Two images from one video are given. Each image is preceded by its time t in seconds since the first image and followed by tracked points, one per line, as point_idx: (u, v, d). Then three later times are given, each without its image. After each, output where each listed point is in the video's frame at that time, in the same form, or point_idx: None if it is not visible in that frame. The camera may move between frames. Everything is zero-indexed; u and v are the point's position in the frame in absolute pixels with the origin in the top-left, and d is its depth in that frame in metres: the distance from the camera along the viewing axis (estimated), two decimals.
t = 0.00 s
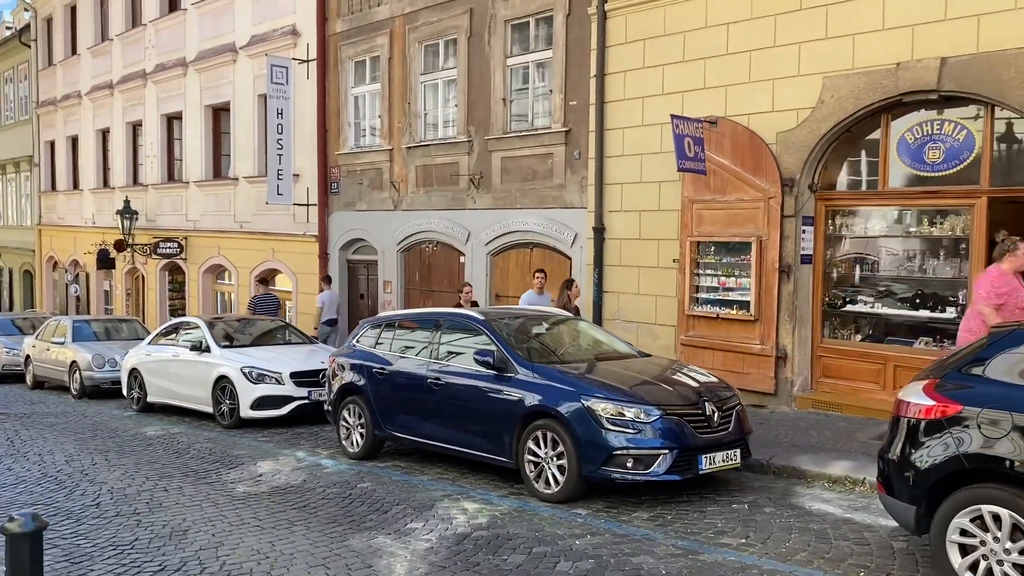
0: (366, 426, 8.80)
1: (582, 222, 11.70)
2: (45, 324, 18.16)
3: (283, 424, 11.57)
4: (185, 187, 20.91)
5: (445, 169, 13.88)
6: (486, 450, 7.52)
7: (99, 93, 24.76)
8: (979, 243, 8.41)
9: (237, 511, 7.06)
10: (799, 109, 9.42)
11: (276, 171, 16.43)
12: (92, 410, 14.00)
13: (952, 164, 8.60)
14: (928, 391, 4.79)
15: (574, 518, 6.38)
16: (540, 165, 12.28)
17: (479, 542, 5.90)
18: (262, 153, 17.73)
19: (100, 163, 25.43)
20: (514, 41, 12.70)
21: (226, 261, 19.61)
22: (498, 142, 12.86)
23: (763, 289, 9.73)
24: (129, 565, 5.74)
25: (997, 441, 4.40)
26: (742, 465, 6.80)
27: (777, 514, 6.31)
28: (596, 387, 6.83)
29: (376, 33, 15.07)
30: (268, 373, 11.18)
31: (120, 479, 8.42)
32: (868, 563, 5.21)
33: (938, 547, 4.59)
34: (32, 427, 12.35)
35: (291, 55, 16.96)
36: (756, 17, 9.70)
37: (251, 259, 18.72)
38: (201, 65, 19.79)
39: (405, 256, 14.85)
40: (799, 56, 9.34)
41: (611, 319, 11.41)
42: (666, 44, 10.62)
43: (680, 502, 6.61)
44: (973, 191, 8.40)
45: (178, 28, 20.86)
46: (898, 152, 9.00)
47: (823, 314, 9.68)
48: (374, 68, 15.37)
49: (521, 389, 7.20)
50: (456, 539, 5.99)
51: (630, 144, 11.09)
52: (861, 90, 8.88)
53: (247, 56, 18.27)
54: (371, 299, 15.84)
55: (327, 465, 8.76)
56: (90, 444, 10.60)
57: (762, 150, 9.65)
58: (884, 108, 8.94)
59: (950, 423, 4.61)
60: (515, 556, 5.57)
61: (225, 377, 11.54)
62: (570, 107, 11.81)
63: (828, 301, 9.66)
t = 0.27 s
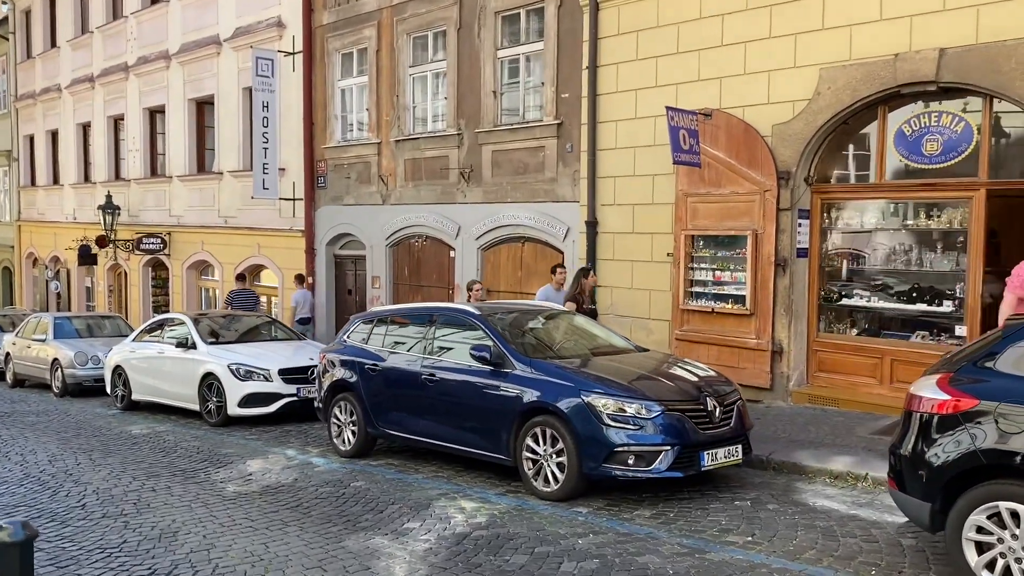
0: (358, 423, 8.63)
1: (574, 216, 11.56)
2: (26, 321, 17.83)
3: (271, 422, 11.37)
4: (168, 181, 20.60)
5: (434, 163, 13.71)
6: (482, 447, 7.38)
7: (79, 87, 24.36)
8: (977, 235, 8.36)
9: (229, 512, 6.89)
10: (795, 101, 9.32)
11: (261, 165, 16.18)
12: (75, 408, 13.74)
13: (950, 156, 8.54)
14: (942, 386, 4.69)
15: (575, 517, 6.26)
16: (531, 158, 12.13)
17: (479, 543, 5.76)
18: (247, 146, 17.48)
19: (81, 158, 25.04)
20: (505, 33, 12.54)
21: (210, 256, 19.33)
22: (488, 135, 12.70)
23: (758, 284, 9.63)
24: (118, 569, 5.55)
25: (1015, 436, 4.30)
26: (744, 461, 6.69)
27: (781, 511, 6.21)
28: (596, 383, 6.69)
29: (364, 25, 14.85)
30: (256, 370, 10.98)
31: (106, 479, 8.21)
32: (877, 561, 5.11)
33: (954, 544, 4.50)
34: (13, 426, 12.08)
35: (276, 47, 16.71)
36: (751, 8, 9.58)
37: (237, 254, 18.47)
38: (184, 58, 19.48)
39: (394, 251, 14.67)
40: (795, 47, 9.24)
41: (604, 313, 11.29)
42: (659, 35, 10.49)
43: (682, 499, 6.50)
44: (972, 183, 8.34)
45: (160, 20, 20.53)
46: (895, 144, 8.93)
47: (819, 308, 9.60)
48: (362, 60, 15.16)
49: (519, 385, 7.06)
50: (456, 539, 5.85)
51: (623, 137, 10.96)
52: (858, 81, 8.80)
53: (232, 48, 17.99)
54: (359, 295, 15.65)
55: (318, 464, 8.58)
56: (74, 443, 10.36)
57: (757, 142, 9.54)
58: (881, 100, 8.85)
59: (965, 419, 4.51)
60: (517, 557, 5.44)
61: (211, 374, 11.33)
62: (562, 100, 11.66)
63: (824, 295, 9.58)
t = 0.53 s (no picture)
0: (352, 421, 8.45)
1: (569, 210, 11.41)
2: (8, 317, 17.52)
3: (262, 420, 11.17)
4: (154, 175, 20.30)
5: (425, 156, 13.53)
6: (481, 445, 7.22)
7: (62, 79, 23.98)
8: (979, 229, 8.27)
9: (221, 513, 6.70)
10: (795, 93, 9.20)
11: (249, 159, 15.93)
12: (59, 406, 13.48)
13: (951, 148, 8.45)
14: (961, 382, 4.57)
15: (578, 517, 6.11)
16: (525, 152, 11.97)
17: (481, 544, 5.61)
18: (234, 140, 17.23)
19: (64, 152, 24.66)
20: (498, 24, 12.36)
21: (197, 251, 19.06)
22: (481, 128, 12.52)
23: (757, 278, 9.51)
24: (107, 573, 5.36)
25: None
26: (749, 459, 6.57)
27: (788, 510, 6.09)
28: (598, 380, 6.54)
29: (353, 16, 14.64)
30: (246, 367, 10.78)
31: (93, 480, 8.00)
32: (890, 561, 5.00)
33: (975, 544, 4.38)
34: None
35: (264, 38, 16.46)
36: None
37: (224, 249, 18.21)
38: (169, 50, 19.18)
39: (385, 246, 14.48)
40: (795, 38, 9.12)
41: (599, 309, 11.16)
42: (656, 26, 10.35)
43: (686, 498, 6.36)
44: (974, 176, 8.25)
45: (145, 12, 20.20)
46: (896, 136, 8.82)
47: (818, 302, 9.50)
48: (351, 51, 14.94)
49: (519, 382, 6.90)
50: (457, 541, 5.69)
51: (619, 130, 10.82)
52: (859, 73, 8.69)
53: (218, 40, 17.71)
54: (348, 290, 15.44)
55: (311, 463, 8.40)
56: (59, 442, 10.13)
57: (756, 135, 9.42)
58: (882, 91, 8.74)
59: (986, 417, 4.39)
60: (521, 559, 5.28)
61: (200, 371, 11.11)
62: (556, 92, 11.50)
63: (823, 289, 9.48)
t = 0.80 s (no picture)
0: (347, 423, 8.27)
1: (565, 207, 11.26)
2: None
3: (253, 421, 10.97)
4: (140, 173, 20.01)
5: (418, 153, 13.35)
6: (481, 447, 7.06)
7: (46, 75, 23.62)
8: (982, 226, 8.18)
9: (214, 518, 6.52)
10: (796, 89, 9.08)
11: (238, 156, 15.69)
12: (45, 408, 13.22)
13: (955, 144, 8.34)
14: (982, 382, 4.43)
15: (582, 520, 5.96)
16: (520, 148, 11.81)
17: (485, 550, 5.44)
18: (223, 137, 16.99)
19: (48, 149, 24.30)
20: (492, 18, 12.19)
21: (184, 250, 18.80)
22: (475, 124, 12.35)
23: (758, 276, 9.38)
24: None
25: None
26: (755, 460, 6.43)
27: (797, 512, 5.96)
28: (602, 380, 6.39)
29: (344, 11, 14.43)
30: (237, 367, 10.56)
31: (81, 484, 7.79)
32: (905, 565, 4.88)
33: (998, 549, 4.24)
34: None
35: (253, 33, 16.22)
36: None
37: (212, 247, 17.96)
38: (156, 45, 18.89)
39: (377, 243, 14.28)
40: (796, 33, 9.00)
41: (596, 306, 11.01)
42: (654, 20, 10.20)
43: (692, 501, 6.22)
44: (978, 172, 8.15)
45: (131, 7, 19.90)
46: (898, 132, 8.71)
47: (819, 300, 9.38)
48: (342, 47, 14.73)
49: (520, 382, 6.74)
50: (459, 546, 5.53)
51: (616, 125, 10.68)
52: (861, 68, 8.58)
53: (206, 35, 17.45)
54: (340, 289, 15.23)
55: (306, 465, 8.21)
56: (45, 445, 9.89)
57: (757, 131, 9.29)
58: (885, 86, 8.63)
59: (1009, 418, 4.26)
60: (527, 565, 5.12)
61: (190, 372, 10.89)
62: (552, 87, 11.35)
63: (824, 287, 9.37)
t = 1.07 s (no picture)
0: (344, 426, 8.11)
1: (563, 206, 11.13)
2: None
3: (247, 424, 10.79)
4: (130, 173, 19.78)
5: (413, 152, 13.19)
6: (483, 451, 6.92)
7: (33, 74, 23.33)
8: (988, 224, 8.09)
9: (209, 525, 6.35)
10: (798, 86, 8.98)
11: (229, 155, 15.49)
12: (34, 411, 13.00)
13: (959, 142, 8.26)
14: (1005, 383, 4.32)
15: (588, 526, 5.83)
16: (517, 147, 11.67)
17: (491, 557, 5.30)
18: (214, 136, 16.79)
19: (36, 149, 24.00)
20: (488, 16, 12.05)
21: (175, 250, 18.57)
22: (471, 122, 12.20)
23: (759, 275, 9.27)
24: None
25: None
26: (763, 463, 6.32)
27: (807, 516, 5.85)
28: (608, 382, 6.25)
29: (337, 8, 14.26)
30: (230, 370, 10.38)
31: (72, 490, 7.61)
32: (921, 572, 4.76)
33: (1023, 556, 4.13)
34: None
35: (244, 31, 16.02)
36: None
37: (203, 247, 17.74)
38: (146, 43, 18.66)
39: (371, 243, 14.12)
40: (798, 30, 8.89)
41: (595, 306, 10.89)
42: (653, 17, 10.09)
43: (700, 505, 6.10)
44: (982, 170, 8.06)
45: (120, 4, 19.66)
46: (902, 130, 8.61)
47: (821, 299, 9.27)
48: (335, 45, 14.56)
49: (523, 385, 6.60)
50: (464, 554, 5.39)
51: (615, 123, 10.55)
52: (865, 65, 8.48)
53: (196, 33, 17.24)
54: (333, 290, 15.06)
55: (302, 470, 8.05)
56: (34, 450, 9.69)
57: (758, 128, 9.18)
58: (888, 84, 8.53)
59: None
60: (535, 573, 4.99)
61: (182, 374, 10.70)
62: (550, 85, 11.21)
63: (826, 286, 9.26)
